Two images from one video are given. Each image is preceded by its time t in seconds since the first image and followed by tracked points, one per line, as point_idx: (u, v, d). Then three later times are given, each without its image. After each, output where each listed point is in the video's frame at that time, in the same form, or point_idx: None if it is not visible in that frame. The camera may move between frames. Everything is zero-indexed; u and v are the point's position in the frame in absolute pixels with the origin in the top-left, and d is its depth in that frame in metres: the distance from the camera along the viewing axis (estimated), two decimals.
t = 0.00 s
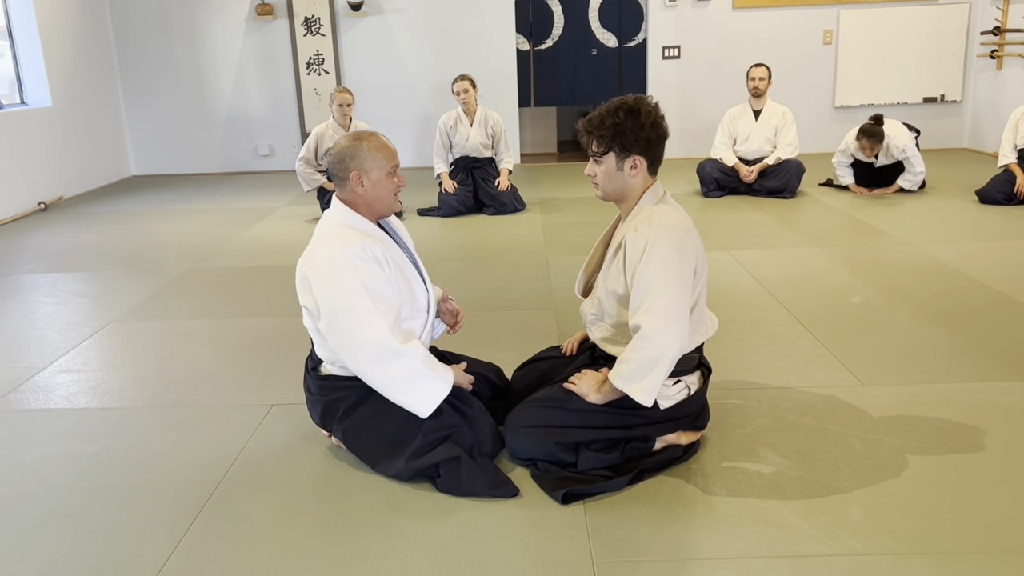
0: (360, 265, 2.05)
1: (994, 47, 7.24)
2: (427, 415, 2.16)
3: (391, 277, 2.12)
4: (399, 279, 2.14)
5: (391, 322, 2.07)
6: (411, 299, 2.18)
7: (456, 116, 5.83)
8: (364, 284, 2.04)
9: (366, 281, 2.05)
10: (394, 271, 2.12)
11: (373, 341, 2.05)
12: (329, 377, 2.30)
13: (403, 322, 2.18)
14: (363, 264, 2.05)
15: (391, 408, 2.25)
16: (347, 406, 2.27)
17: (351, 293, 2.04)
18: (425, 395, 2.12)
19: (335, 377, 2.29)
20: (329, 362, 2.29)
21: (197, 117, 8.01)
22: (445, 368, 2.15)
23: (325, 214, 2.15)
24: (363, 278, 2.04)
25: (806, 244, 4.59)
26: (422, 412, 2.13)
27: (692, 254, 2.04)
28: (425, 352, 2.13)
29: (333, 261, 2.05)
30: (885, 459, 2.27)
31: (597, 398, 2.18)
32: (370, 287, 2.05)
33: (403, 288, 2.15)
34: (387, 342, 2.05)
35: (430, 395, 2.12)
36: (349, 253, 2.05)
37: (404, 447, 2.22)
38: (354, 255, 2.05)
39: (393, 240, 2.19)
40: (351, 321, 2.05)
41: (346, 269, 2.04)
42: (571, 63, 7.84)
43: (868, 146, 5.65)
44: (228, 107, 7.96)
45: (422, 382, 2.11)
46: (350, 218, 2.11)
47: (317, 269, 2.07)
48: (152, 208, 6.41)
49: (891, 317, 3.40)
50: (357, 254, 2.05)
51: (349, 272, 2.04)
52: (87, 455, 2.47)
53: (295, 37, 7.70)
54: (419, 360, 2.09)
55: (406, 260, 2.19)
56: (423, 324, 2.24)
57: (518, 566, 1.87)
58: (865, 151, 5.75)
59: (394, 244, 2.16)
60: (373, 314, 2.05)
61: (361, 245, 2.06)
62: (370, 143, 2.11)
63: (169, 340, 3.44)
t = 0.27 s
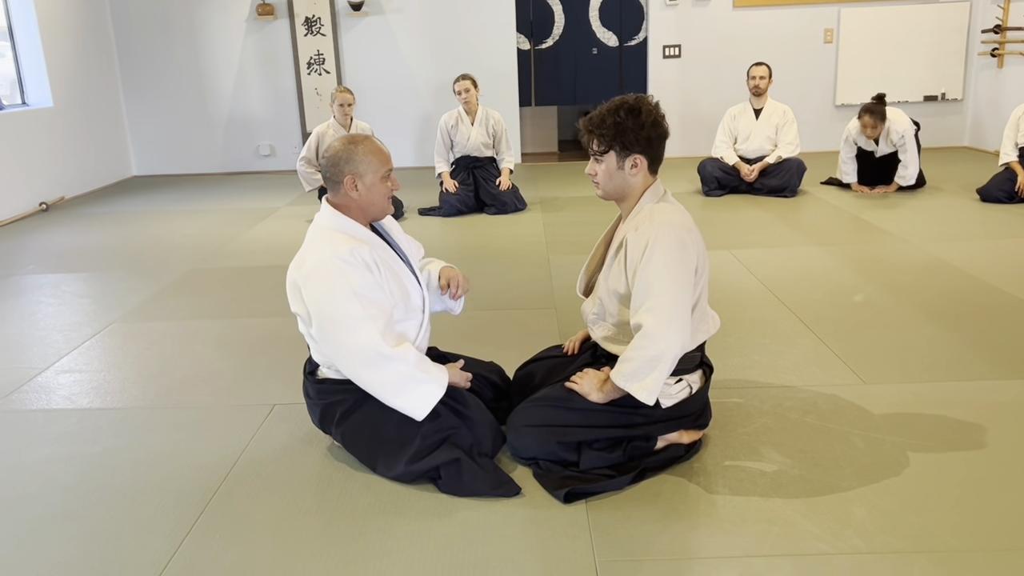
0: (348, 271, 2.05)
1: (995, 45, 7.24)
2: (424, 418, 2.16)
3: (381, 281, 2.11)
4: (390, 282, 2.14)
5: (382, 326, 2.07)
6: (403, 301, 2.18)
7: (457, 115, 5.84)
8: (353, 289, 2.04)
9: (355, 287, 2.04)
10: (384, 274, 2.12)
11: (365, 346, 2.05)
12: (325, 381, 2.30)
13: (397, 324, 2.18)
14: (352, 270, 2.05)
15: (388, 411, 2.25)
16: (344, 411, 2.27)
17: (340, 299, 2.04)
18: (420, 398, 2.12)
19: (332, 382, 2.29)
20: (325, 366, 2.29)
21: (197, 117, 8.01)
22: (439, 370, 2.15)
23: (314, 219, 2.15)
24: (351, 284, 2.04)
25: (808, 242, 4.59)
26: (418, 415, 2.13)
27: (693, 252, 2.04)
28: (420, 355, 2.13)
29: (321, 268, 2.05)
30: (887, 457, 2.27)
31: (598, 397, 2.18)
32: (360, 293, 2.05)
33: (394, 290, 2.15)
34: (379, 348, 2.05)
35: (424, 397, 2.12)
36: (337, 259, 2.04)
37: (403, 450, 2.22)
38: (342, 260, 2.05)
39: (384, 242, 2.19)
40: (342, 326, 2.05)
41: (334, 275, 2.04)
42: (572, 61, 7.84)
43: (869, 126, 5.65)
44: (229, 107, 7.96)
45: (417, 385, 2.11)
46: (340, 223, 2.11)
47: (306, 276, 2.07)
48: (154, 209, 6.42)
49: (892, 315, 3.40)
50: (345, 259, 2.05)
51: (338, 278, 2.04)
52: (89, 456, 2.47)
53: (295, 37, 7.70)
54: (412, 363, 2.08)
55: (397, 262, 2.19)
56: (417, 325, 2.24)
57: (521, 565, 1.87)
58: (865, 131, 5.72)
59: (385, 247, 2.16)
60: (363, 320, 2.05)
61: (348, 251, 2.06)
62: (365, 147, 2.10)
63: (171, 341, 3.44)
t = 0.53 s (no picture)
0: (343, 273, 2.05)
1: (996, 43, 7.23)
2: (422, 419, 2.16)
3: (377, 282, 2.11)
4: (386, 284, 2.14)
5: (379, 328, 2.07)
6: (400, 302, 2.18)
7: (458, 115, 5.84)
8: (348, 292, 2.04)
9: (350, 289, 2.04)
10: (379, 276, 2.12)
11: (362, 349, 2.05)
12: (325, 383, 2.30)
13: (394, 326, 2.18)
14: (347, 272, 2.05)
15: (388, 413, 2.25)
16: (343, 412, 2.27)
17: (336, 301, 2.04)
18: (417, 399, 2.11)
19: (331, 383, 2.29)
20: (324, 369, 2.28)
21: (198, 118, 8.02)
22: (436, 371, 2.14)
23: (310, 221, 2.15)
24: (347, 286, 2.04)
25: (809, 241, 4.59)
26: (416, 417, 2.13)
27: (693, 251, 2.03)
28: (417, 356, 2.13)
29: (317, 271, 2.05)
30: (888, 457, 2.26)
31: (600, 397, 2.18)
32: (355, 295, 2.05)
33: (390, 291, 2.15)
34: (376, 350, 2.05)
35: (422, 399, 2.11)
36: (331, 262, 2.05)
37: (403, 451, 2.21)
38: (337, 263, 2.05)
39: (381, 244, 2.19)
40: (339, 329, 2.05)
41: (329, 278, 2.04)
42: (573, 60, 7.83)
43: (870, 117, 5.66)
44: (231, 107, 7.96)
45: (414, 386, 2.10)
46: (336, 226, 2.12)
47: (302, 279, 2.07)
48: (155, 209, 6.43)
49: (894, 314, 3.40)
50: (340, 262, 2.05)
51: (333, 281, 2.04)
52: (91, 457, 2.47)
53: (296, 37, 7.70)
54: (409, 365, 2.08)
55: (394, 264, 2.19)
56: (415, 326, 2.24)
57: (522, 566, 1.87)
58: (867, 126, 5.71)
59: (381, 249, 2.16)
60: (359, 322, 2.04)
61: (343, 253, 2.06)
62: (366, 151, 2.10)
63: (172, 341, 3.45)
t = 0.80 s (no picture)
0: (343, 275, 2.05)
1: (997, 42, 7.23)
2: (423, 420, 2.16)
3: (377, 284, 2.11)
4: (386, 285, 2.14)
5: (379, 329, 2.07)
6: (399, 302, 2.18)
7: (458, 116, 5.84)
8: (348, 294, 2.04)
9: (350, 291, 2.04)
10: (379, 277, 2.12)
11: (362, 350, 2.05)
12: (326, 384, 2.31)
13: (394, 326, 2.18)
14: (347, 274, 2.05)
15: (389, 413, 2.25)
16: (344, 413, 2.27)
17: (336, 303, 2.04)
18: (418, 400, 2.12)
19: (333, 384, 2.29)
20: (324, 369, 2.29)
21: (199, 119, 8.02)
22: (438, 371, 2.15)
23: (309, 223, 2.15)
24: (346, 289, 2.04)
25: (810, 240, 4.58)
26: (418, 418, 2.13)
27: (692, 249, 2.03)
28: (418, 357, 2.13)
29: (317, 273, 2.05)
30: (889, 456, 2.26)
31: (601, 397, 2.18)
32: (356, 296, 2.05)
33: (390, 292, 2.15)
34: (377, 351, 2.06)
35: (424, 400, 2.12)
36: (331, 264, 2.04)
37: (405, 451, 2.22)
38: (337, 266, 2.04)
39: (381, 245, 2.19)
40: (339, 331, 2.05)
41: (329, 280, 2.04)
42: (574, 60, 7.82)
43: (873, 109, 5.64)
44: (231, 107, 7.97)
45: (416, 387, 2.11)
46: (336, 227, 2.12)
47: (301, 282, 2.07)
48: (156, 210, 6.43)
49: (895, 313, 3.40)
50: (340, 264, 2.05)
51: (333, 283, 2.04)
52: (92, 458, 2.48)
53: (296, 38, 7.70)
54: (410, 366, 2.09)
55: (394, 264, 2.19)
56: (415, 326, 2.24)
57: (523, 566, 1.87)
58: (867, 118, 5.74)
59: (381, 250, 2.16)
60: (359, 324, 2.05)
61: (343, 255, 2.06)
62: (369, 153, 2.10)
63: (174, 342, 3.45)
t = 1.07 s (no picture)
0: (343, 277, 2.04)
1: (998, 41, 7.22)
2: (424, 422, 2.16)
3: (377, 286, 2.11)
4: (386, 287, 2.14)
5: (380, 331, 2.07)
6: (400, 304, 2.18)
7: (459, 117, 5.83)
8: (349, 296, 2.04)
9: (351, 294, 2.04)
10: (379, 278, 2.12)
11: (362, 353, 2.05)
12: (327, 385, 2.30)
13: (394, 328, 2.18)
14: (347, 276, 2.05)
15: (390, 415, 2.25)
16: (345, 414, 2.27)
17: (336, 306, 2.04)
18: (418, 402, 2.12)
19: (333, 385, 2.29)
20: (325, 370, 2.28)
21: (199, 120, 8.02)
22: (438, 373, 2.14)
23: (309, 225, 2.14)
24: (347, 291, 2.04)
25: (811, 240, 4.58)
26: (418, 420, 2.13)
27: (692, 250, 2.03)
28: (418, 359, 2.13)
29: (317, 275, 2.05)
30: (891, 457, 2.26)
31: (603, 398, 2.18)
32: (356, 299, 2.05)
33: (390, 294, 2.15)
34: (377, 353, 2.05)
35: (424, 402, 2.12)
36: (331, 266, 2.04)
37: (406, 453, 2.21)
38: (337, 268, 2.04)
39: (382, 247, 2.19)
40: (340, 334, 2.05)
41: (329, 282, 2.04)
42: (574, 60, 7.81)
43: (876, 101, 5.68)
44: (231, 108, 7.97)
45: (416, 389, 2.11)
46: (336, 229, 2.11)
47: (301, 284, 2.07)
48: (156, 211, 6.43)
49: (897, 313, 3.39)
50: (340, 266, 2.05)
51: (333, 285, 2.04)
52: (92, 459, 2.47)
53: (297, 39, 7.71)
54: (411, 368, 2.08)
55: (395, 266, 2.19)
56: (415, 327, 2.24)
57: (525, 567, 1.87)
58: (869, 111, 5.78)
59: (382, 252, 2.16)
60: (360, 326, 2.04)
61: (344, 257, 2.06)
62: (370, 156, 2.10)
63: (174, 344, 3.45)
